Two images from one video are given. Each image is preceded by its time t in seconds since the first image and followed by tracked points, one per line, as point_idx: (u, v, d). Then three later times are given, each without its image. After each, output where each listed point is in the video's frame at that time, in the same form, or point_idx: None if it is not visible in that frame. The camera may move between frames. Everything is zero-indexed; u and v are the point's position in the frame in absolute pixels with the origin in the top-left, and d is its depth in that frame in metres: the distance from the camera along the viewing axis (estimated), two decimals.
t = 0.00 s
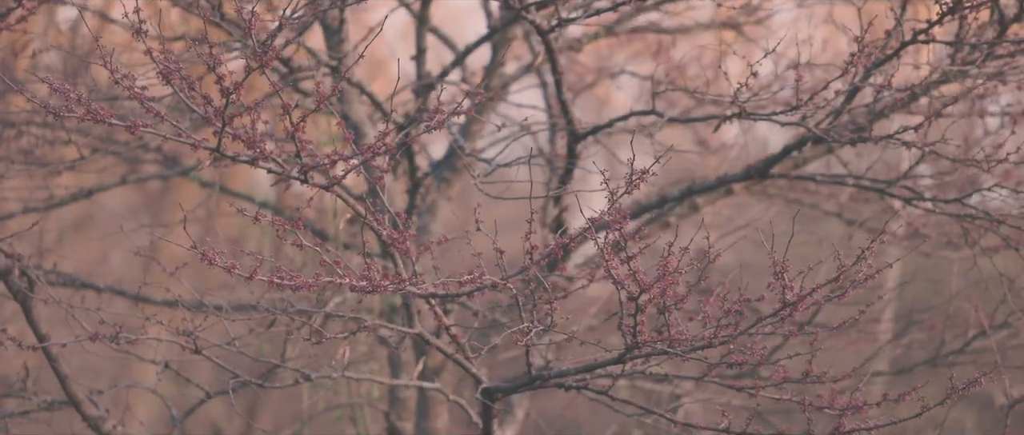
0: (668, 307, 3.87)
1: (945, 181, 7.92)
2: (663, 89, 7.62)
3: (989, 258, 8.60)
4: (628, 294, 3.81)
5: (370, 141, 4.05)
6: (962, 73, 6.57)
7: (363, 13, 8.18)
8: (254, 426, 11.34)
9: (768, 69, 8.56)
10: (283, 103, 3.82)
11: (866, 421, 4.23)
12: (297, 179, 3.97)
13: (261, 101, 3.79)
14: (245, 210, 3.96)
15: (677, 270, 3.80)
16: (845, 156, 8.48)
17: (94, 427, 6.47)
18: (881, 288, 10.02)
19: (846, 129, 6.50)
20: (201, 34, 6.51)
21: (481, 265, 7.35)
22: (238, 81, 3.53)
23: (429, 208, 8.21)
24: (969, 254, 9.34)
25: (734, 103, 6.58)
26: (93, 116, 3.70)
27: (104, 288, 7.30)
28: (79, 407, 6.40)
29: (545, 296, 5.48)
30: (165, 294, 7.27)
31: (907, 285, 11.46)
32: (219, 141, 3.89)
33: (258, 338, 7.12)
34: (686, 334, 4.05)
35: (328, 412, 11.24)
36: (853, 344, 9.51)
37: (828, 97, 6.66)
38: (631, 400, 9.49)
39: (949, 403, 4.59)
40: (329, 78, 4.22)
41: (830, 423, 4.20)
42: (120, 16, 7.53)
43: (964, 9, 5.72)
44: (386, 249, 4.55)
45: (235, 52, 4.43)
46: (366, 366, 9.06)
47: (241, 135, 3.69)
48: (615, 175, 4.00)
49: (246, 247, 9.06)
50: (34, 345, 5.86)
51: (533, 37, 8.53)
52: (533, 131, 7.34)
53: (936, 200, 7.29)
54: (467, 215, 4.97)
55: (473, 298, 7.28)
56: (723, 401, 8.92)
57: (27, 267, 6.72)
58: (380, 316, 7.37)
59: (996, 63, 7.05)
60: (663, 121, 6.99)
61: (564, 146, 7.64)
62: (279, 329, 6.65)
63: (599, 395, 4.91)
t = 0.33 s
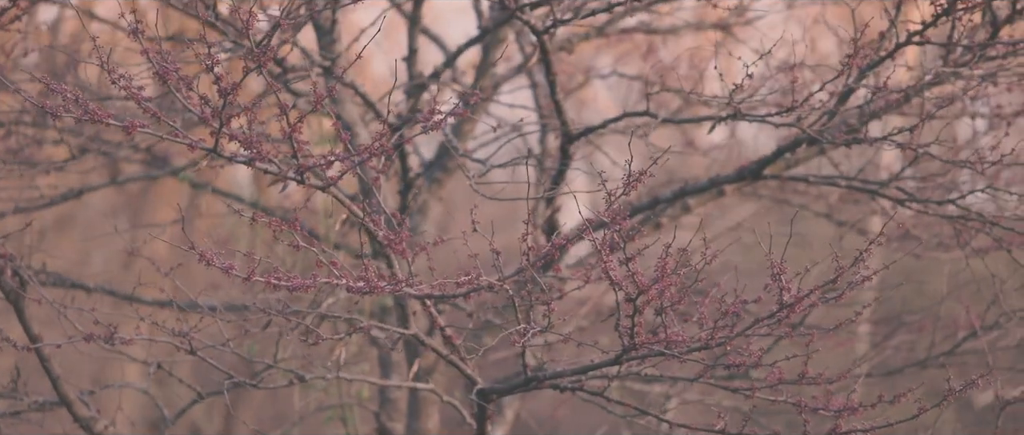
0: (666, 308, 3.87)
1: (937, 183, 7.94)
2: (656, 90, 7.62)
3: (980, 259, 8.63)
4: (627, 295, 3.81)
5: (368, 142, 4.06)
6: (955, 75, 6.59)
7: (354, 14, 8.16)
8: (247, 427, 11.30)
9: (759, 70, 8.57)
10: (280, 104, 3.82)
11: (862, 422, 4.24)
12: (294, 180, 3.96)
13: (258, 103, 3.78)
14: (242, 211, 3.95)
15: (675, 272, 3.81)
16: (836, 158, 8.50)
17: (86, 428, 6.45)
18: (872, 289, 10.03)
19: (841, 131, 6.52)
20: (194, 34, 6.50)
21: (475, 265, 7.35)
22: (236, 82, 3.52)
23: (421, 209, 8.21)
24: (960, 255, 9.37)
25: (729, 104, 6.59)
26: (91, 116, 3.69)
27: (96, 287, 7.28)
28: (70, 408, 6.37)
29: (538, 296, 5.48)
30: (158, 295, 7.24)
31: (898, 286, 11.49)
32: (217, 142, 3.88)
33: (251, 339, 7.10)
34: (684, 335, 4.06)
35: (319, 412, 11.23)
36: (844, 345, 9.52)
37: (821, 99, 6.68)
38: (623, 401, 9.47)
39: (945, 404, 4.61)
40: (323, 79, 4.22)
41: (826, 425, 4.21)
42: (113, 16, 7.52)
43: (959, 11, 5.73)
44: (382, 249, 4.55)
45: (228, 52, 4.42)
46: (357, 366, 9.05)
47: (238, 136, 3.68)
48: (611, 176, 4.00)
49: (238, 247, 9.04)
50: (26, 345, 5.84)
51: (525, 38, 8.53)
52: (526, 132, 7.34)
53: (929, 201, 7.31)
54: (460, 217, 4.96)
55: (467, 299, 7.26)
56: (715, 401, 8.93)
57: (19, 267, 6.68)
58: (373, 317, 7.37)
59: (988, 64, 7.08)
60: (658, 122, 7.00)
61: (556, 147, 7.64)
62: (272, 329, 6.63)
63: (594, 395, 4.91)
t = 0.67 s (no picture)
0: (662, 310, 3.87)
1: (927, 184, 7.96)
2: (648, 91, 7.63)
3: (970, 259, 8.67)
4: (623, 297, 3.81)
5: (362, 142, 4.05)
6: (945, 76, 6.62)
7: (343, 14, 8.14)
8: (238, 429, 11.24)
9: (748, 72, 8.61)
10: (275, 104, 3.81)
11: (855, 424, 4.26)
12: (288, 181, 3.95)
13: (252, 103, 3.77)
14: (236, 212, 3.94)
15: (671, 274, 3.81)
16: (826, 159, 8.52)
17: (75, 429, 6.41)
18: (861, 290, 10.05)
19: (833, 132, 6.54)
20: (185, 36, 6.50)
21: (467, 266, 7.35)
22: (232, 83, 3.51)
23: (411, 209, 8.19)
24: (950, 256, 9.40)
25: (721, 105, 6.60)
26: (85, 117, 3.67)
27: (84, 288, 7.25)
28: (60, 409, 6.33)
29: (528, 297, 5.47)
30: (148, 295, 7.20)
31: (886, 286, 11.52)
32: (211, 143, 3.86)
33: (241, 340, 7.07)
34: (678, 336, 4.07)
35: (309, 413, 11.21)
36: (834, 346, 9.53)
37: (812, 100, 6.69)
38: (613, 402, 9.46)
39: (939, 406, 4.63)
40: (315, 81, 4.21)
41: (821, 426, 4.21)
42: (103, 17, 7.51)
43: (951, 12, 5.76)
44: (374, 250, 4.56)
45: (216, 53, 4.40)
46: (346, 367, 9.02)
47: (233, 137, 3.67)
48: (605, 177, 4.01)
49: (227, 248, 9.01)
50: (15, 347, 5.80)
51: (514, 39, 8.54)
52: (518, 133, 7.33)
53: (920, 202, 7.34)
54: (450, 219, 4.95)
55: (458, 299, 7.25)
56: (706, 402, 8.94)
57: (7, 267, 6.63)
58: (363, 317, 7.35)
59: (977, 65, 7.13)
60: (650, 123, 7.01)
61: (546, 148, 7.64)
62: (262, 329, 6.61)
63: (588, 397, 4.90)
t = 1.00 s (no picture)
0: (656, 312, 3.88)
1: (916, 186, 7.97)
2: (639, 93, 7.63)
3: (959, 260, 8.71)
4: (618, 299, 3.82)
5: (355, 144, 4.06)
6: (935, 77, 6.64)
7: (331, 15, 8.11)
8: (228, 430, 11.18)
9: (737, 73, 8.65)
10: (269, 105, 3.80)
11: (848, 425, 4.27)
12: (282, 182, 3.95)
13: (247, 104, 3.76)
14: (231, 215, 3.94)
15: (666, 275, 3.81)
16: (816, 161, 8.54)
17: (64, 430, 6.37)
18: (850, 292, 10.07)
19: (825, 133, 6.56)
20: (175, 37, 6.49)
21: (459, 268, 7.35)
22: (227, 85, 3.51)
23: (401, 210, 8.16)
24: (938, 257, 9.43)
25: (713, 107, 6.61)
26: (80, 119, 3.66)
27: (73, 289, 7.22)
28: (49, 411, 6.29)
29: (519, 299, 5.46)
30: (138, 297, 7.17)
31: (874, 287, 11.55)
32: (206, 144, 3.86)
33: (231, 340, 7.04)
34: (673, 338, 4.08)
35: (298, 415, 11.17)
36: (823, 348, 9.54)
37: (804, 101, 6.70)
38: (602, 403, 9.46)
39: (933, 408, 4.65)
40: (307, 84, 4.21)
41: (814, 428, 4.22)
42: (93, 18, 7.50)
43: (944, 13, 5.77)
44: (367, 253, 4.55)
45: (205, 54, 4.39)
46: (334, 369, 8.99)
47: (228, 139, 3.66)
48: (600, 179, 4.02)
49: (215, 248, 8.97)
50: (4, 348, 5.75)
51: (504, 40, 8.55)
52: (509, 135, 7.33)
53: (910, 204, 7.36)
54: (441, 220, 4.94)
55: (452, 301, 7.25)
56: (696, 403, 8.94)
57: None
58: (353, 318, 7.33)
59: (965, 67, 7.17)
60: (643, 125, 7.03)
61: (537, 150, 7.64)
62: (252, 331, 6.58)
63: (581, 399, 4.89)
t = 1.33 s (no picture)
0: (650, 315, 3.89)
1: (905, 188, 7.99)
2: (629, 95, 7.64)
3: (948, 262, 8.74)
4: (613, 301, 3.83)
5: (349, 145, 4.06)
6: (925, 79, 6.66)
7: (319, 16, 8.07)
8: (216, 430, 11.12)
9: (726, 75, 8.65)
10: (263, 106, 3.79)
11: (840, 427, 4.29)
12: (276, 183, 3.94)
13: (241, 106, 3.76)
14: (225, 216, 3.93)
15: (660, 277, 3.83)
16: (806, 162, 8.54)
17: (53, 431, 6.30)
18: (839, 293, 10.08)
19: (817, 135, 6.58)
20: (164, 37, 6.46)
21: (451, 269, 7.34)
22: (222, 86, 3.50)
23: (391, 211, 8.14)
24: (926, 259, 9.45)
25: (705, 108, 6.62)
26: (76, 120, 3.65)
27: (60, 290, 7.17)
28: (38, 412, 6.24)
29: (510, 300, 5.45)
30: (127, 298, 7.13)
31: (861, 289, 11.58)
32: (200, 145, 3.85)
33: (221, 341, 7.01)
34: (666, 340, 4.09)
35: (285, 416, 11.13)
36: (813, 349, 9.54)
37: (794, 103, 6.71)
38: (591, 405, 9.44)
39: (924, 410, 4.67)
40: (300, 86, 4.20)
41: (807, 430, 4.24)
42: (80, 18, 7.46)
43: (935, 16, 5.79)
44: (359, 254, 4.54)
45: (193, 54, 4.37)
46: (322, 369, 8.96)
47: (222, 140, 3.66)
48: (594, 182, 4.04)
49: (203, 249, 8.93)
50: None
51: (492, 41, 8.54)
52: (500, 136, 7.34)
53: (900, 206, 7.38)
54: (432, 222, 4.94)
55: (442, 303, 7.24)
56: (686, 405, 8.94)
57: None
58: (343, 318, 7.31)
59: (953, 70, 7.20)
60: (634, 127, 7.04)
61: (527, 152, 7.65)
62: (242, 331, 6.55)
63: (574, 401, 4.88)
